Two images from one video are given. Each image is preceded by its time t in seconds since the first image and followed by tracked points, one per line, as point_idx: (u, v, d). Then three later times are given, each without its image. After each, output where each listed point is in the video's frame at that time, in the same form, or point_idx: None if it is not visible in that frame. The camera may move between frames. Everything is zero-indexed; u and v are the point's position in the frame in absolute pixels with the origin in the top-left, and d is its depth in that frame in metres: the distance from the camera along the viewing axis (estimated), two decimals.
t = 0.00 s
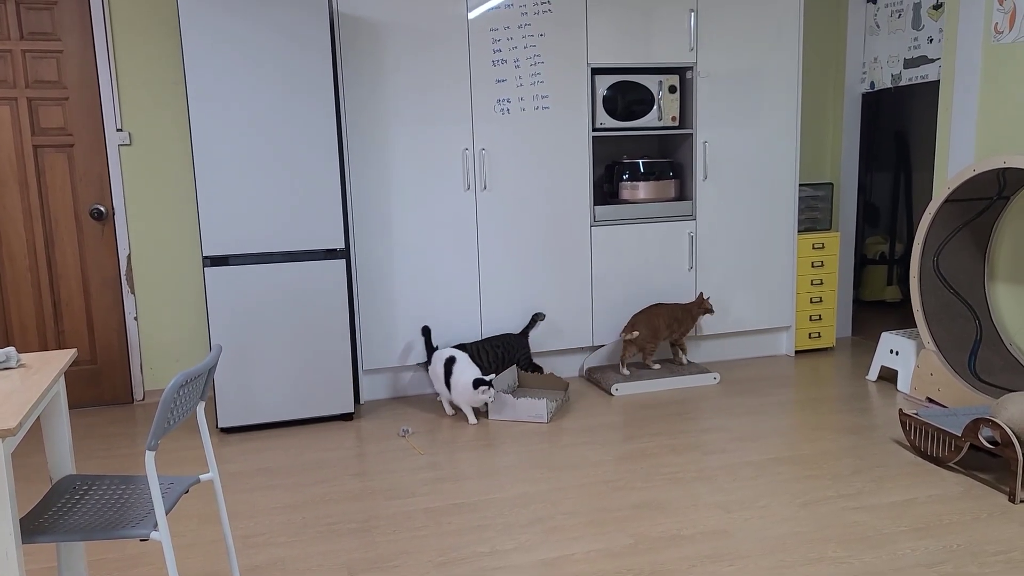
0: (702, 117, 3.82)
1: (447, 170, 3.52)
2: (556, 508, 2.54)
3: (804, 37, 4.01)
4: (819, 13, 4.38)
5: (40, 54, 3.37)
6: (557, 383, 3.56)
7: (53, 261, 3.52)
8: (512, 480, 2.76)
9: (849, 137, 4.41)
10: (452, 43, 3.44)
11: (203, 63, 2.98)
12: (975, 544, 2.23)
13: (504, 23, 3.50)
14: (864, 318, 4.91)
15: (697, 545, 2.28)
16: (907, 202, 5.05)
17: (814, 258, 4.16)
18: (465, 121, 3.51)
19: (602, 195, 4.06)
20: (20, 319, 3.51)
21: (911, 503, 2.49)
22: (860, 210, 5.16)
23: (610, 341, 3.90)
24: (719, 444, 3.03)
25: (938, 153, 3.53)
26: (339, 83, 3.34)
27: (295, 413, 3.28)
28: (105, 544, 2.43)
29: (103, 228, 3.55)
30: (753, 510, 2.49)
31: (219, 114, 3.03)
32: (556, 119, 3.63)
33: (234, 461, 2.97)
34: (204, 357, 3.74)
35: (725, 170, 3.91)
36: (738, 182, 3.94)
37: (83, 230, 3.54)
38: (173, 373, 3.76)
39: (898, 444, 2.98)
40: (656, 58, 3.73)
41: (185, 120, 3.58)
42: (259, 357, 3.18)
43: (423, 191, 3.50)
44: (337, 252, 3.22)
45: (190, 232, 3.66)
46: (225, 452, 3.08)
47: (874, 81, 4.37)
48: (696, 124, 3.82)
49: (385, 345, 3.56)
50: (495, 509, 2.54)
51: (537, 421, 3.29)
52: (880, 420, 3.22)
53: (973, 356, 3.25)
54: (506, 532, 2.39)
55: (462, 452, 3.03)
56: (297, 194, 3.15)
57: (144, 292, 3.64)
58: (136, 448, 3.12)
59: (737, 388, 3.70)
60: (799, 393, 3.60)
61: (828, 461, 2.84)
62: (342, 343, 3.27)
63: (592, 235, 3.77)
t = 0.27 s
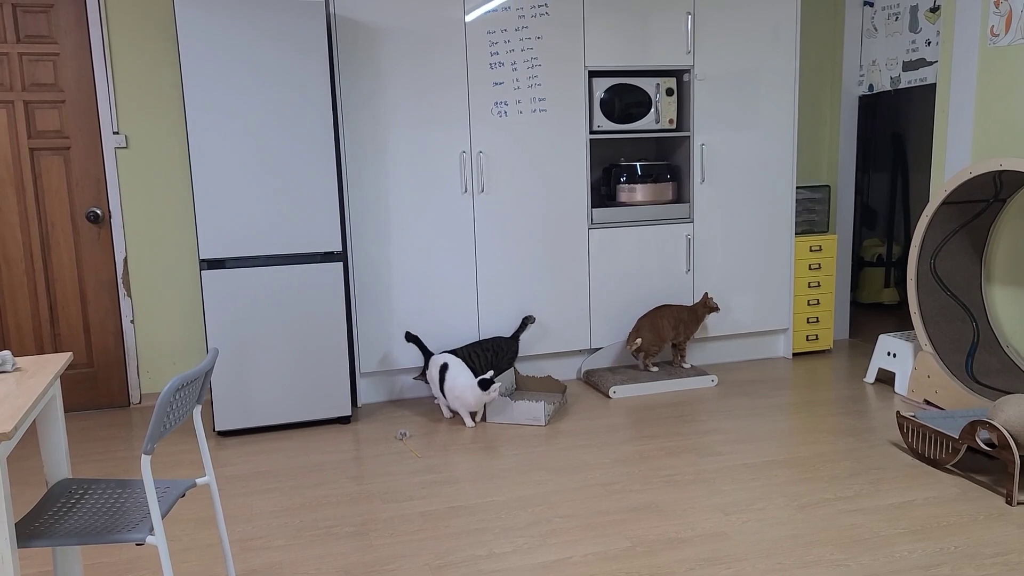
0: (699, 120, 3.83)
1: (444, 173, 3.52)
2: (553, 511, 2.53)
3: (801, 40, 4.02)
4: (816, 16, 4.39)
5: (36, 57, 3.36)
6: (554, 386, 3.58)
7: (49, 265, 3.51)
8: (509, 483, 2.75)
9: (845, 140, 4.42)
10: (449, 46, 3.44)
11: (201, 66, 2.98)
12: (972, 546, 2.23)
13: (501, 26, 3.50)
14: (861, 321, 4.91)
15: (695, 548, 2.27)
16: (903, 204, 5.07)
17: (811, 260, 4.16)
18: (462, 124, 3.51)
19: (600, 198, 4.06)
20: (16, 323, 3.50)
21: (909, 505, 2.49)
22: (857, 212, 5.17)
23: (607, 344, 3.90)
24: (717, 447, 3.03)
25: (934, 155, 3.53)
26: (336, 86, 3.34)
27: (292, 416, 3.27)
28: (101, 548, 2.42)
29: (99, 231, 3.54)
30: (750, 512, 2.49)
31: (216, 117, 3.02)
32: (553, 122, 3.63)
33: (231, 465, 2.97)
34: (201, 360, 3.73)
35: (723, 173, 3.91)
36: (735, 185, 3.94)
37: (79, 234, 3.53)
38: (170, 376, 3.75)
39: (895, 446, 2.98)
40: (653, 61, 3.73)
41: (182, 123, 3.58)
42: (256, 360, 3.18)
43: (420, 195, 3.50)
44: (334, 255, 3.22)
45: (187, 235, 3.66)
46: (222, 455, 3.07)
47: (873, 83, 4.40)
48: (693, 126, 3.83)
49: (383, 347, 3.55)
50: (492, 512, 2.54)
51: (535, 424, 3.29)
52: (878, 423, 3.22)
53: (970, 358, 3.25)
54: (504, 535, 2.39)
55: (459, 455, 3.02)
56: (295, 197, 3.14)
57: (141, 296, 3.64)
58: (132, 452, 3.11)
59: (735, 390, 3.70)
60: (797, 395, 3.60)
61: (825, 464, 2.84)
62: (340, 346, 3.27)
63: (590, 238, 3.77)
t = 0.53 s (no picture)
0: (694, 120, 3.83)
1: (438, 174, 3.51)
2: (548, 512, 2.52)
3: (795, 41, 4.02)
4: (810, 16, 4.39)
5: (29, 57, 3.35)
6: (549, 387, 3.58)
7: (42, 266, 3.50)
8: (505, 484, 2.75)
9: (840, 141, 4.43)
10: (443, 46, 3.43)
11: (195, 66, 2.97)
12: (967, 546, 2.24)
13: (495, 26, 3.49)
14: (856, 321, 4.92)
15: (690, 548, 2.27)
16: (897, 205, 5.08)
17: (806, 261, 4.16)
18: (457, 125, 3.50)
19: (595, 198, 4.05)
20: (8, 323, 3.49)
21: (903, 505, 2.50)
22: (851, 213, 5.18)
23: (603, 344, 3.89)
24: (712, 447, 3.03)
25: (928, 156, 3.54)
26: (330, 86, 3.33)
27: (286, 417, 3.26)
28: (93, 549, 2.40)
29: (92, 232, 3.53)
30: (745, 513, 2.49)
31: (209, 117, 3.01)
32: (548, 123, 3.63)
33: (225, 466, 2.95)
34: (195, 360, 3.71)
35: (717, 174, 3.91)
36: (729, 186, 3.94)
37: (72, 234, 3.51)
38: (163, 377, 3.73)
39: (889, 446, 2.98)
40: (648, 61, 3.73)
41: (175, 123, 3.56)
42: (250, 361, 3.17)
43: (414, 195, 3.49)
44: (328, 256, 3.21)
45: (181, 236, 3.64)
46: (216, 456, 3.05)
47: (867, 84, 4.35)
48: (688, 127, 3.83)
49: (377, 348, 3.54)
50: (487, 513, 2.53)
51: (530, 425, 3.28)
52: (873, 423, 3.23)
53: (964, 358, 3.26)
54: (499, 536, 2.38)
55: (454, 455, 3.01)
56: (289, 197, 3.13)
57: (134, 296, 3.62)
58: (125, 453, 3.10)
59: (730, 390, 3.70)
60: (792, 395, 3.60)
61: (820, 464, 2.84)
62: (334, 347, 3.25)
63: (584, 238, 3.77)
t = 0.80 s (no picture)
0: (685, 119, 3.83)
1: (430, 173, 3.50)
2: (541, 511, 2.52)
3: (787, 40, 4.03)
4: (801, 16, 4.40)
5: (17, 55, 3.32)
6: (541, 386, 3.58)
7: (31, 265, 3.47)
8: (497, 483, 2.74)
9: (831, 140, 4.44)
10: (435, 45, 3.43)
11: (185, 64, 2.95)
12: (958, 542, 2.24)
13: (487, 25, 3.49)
14: (847, 320, 4.93)
15: (682, 547, 2.27)
16: (889, 204, 5.09)
17: (798, 260, 4.17)
18: (448, 124, 3.50)
19: (587, 197, 4.05)
20: None
21: (895, 503, 2.50)
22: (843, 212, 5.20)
23: (595, 344, 3.89)
24: (705, 446, 3.03)
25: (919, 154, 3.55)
26: (321, 85, 3.32)
27: (277, 417, 3.24)
28: (83, 550, 2.39)
29: (81, 231, 3.50)
30: (737, 511, 2.49)
31: (199, 115, 3.00)
32: (539, 122, 3.63)
33: (216, 466, 2.94)
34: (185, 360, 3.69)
35: (709, 173, 3.91)
36: (721, 185, 3.94)
37: (61, 233, 3.49)
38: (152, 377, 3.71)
39: (881, 444, 2.99)
40: (640, 60, 3.73)
41: (164, 122, 3.55)
42: (241, 360, 3.15)
43: (406, 194, 3.48)
44: (319, 255, 3.20)
45: (170, 235, 3.63)
46: (206, 456, 3.04)
47: (857, 83, 4.40)
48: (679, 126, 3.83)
49: (368, 347, 3.53)
50: (479, 512, 2.52)
51: (522, 424, 3.28)
52: (864, 421, 3.23)
53: (955, 356, 3.27)
54: (491, 535, 2.38)
55: (446, 455, 3.01)
56: (280, 196, 3.12)
57: (124, 296, 3.60)
58: (115, 453, 3.08)
59: (722, 389, 3.71)
60: (784, 394, 3.60)
61: (812, 462, 2.85)
62: (325, 347, 3.24)
63: (576, 237, 3.76)
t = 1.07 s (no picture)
0: (673, 118, 3.84)
1: (417, 171, 3.50)
2: (529, 509, 2.52)
3: (773, 38, 4.05)
4: (787, 15, 4.42)
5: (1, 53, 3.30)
6: (530, 384, 3.58)
7: (15, 265, 3.45)
8: (485, 481, 2.74)
9: (817, 138, 4.46)
10: (422, 44, 3.42)
11: (171, 61, 2.94)
12: (943, 537, 2.26)
13: (474, 23, 3.48)
14: (834, 317, 4.96)
15: (670, 544, 2.28)
16: (875, 202, 5.12)
17: (785, 257, 4.19)
18: (436, 122, 3.49)
19: (575, 196, 4.05)
20: None
21: (881, 499, 2.52)
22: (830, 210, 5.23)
23: (583, 342, 3.90)
24: (693, 443, 3.04)
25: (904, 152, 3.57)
26: (308, 82, 3.31)
27: (264, 416, 3.23)
28: (68, 551, 2.37)
29: (66, 230, 3.48)
30: (725, 507, 2.50)
31: (185, 112, 2.98)
32: (526, 120, 3.63)
33: (203, 466, 2.92)
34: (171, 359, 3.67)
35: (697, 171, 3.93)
36: (709, 184, 3.96)
37: (45, 233, 3.47)
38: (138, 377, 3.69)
39: (867, 440, 3.01)
40: (627, 58, 3.74)
41: (149, 119, 3.52)
42: (228, 360, 3.14)
43: (393, 192, 3.48)
44: (306, 254, 3.18)
45: (156, 233, 3.61)
46: (193, 456, 3.02)
47: (842, 81, 4.54)
48: (667, 124, 3.84)
49: (356, 346, 3.52)
50: (467, 511, 2.52)
51: (510, 422, 3.28)
52: (850, 418, 3.25)
53: (940, 353, 3.30)
54: (479, 533, 2.38)
55: (434, 453, 3.00)
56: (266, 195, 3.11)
57: (109, 294, 3.58)
58: (100, 454, 3.06)
59: (709, 387, 3.72)
60: (771, 391, 3.62)
61: (799, 459, 2.86)
62: (312, 346, 3.23)
63: (565, 235, 3.77)
